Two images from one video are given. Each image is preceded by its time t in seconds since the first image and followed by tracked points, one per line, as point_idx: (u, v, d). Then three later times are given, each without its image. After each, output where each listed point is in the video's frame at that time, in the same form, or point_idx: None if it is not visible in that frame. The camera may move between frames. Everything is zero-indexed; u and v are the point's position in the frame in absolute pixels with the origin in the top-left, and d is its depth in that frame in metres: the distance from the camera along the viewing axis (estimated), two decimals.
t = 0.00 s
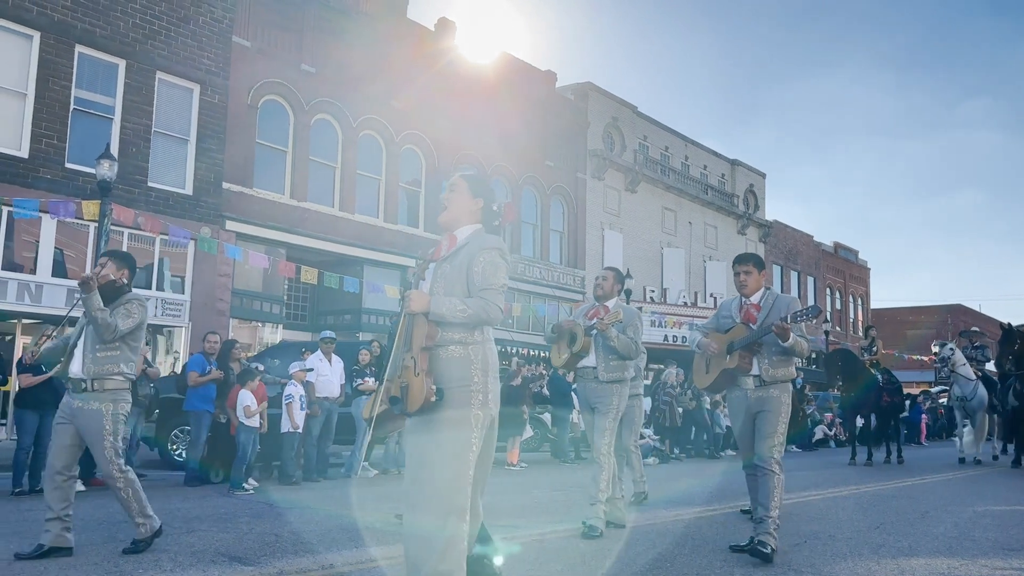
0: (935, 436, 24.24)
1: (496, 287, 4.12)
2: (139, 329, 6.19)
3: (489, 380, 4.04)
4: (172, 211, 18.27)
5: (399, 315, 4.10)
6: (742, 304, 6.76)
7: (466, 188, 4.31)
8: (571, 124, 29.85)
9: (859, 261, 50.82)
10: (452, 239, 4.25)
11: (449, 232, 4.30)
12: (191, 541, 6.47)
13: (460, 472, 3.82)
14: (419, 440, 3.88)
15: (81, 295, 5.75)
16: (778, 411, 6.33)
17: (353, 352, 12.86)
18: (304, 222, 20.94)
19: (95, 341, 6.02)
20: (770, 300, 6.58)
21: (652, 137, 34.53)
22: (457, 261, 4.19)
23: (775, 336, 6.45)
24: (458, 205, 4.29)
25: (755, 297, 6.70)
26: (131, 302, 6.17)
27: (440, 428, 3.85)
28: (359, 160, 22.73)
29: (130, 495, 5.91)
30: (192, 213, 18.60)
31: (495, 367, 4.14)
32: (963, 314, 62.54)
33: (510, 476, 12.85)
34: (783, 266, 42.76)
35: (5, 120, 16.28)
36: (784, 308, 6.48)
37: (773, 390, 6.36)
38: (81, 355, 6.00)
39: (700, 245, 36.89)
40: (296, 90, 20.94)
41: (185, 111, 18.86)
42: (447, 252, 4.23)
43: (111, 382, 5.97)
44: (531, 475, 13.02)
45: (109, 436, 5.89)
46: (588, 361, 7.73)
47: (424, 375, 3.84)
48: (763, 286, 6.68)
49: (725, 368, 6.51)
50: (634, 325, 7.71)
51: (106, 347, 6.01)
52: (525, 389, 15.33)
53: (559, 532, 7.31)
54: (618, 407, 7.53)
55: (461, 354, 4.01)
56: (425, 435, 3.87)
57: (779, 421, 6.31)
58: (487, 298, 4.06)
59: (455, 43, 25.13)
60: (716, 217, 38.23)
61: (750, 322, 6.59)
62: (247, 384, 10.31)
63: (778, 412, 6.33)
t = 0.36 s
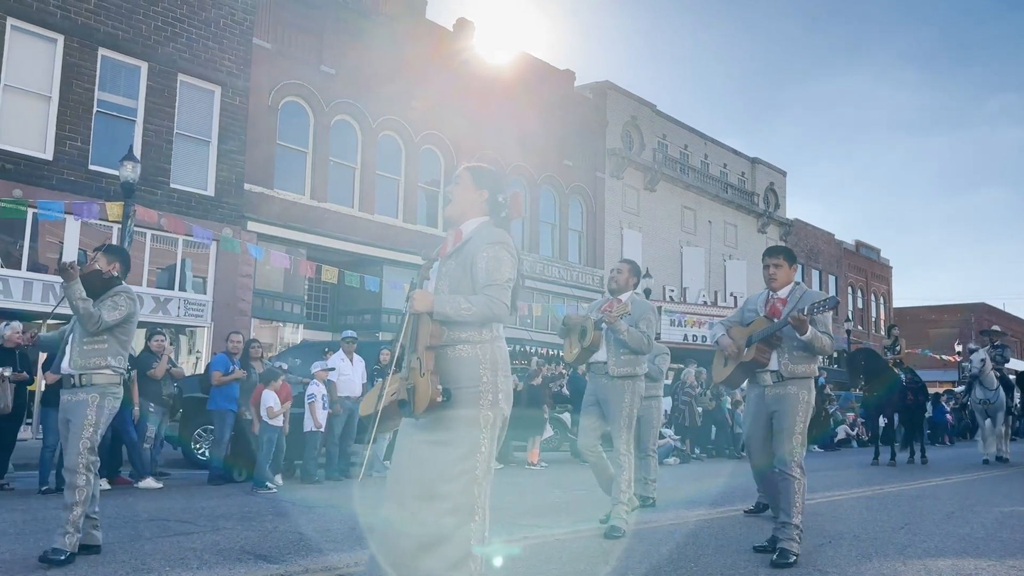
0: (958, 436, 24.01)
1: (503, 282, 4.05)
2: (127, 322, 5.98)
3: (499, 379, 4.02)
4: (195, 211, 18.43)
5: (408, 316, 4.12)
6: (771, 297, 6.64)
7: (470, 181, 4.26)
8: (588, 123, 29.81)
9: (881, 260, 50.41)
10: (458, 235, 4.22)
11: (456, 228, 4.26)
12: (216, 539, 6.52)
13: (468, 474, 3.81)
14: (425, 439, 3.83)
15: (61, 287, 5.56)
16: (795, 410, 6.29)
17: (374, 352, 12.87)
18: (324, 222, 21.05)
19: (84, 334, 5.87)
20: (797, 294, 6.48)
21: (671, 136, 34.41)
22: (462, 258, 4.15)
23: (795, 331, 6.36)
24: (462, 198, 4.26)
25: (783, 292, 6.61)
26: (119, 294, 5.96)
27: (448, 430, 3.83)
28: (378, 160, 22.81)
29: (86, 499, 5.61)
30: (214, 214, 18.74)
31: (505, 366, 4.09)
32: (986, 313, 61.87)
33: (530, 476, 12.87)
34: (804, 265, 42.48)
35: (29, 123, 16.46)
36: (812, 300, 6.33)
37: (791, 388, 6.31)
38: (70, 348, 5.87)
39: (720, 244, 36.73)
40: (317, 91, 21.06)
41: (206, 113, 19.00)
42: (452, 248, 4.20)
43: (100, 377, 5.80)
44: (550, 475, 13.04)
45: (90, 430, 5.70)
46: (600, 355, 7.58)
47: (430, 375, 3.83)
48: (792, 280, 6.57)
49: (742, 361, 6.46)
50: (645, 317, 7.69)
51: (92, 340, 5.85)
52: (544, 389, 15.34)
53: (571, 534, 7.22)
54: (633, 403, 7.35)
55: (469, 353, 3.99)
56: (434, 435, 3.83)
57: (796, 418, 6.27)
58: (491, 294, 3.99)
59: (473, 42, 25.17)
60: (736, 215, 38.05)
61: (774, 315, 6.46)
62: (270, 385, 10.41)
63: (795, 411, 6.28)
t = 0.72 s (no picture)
0: (982, 437, 23.78)
1: (507, 281, 4.06)
2: (119, 324, 5.89)
3: (503, 380, 4.02)
4: (217, 213, 18.57)
5: (408, 320, 4.07)
6: (793, 294, 6.58)
7: (465, 178, 4.24)
8: (606, 123, 29.76)
9: (903, 259, 49.97)
10: (456, 234, 4.21)
11: (453, 227, 4.24)
12: (240, 537, 6.58)
13: (476, 477, 3.79)
14: (430, 442, 3.87)
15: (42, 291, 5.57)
16: (820, 412, 6.20)
17: (393, 351, 12.92)
18: (344, 223, 21.16)
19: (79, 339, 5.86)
20: (820, 290, 6.42)
21: (690, 135, 34.28)
22: (463, 256, 4.15)
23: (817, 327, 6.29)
24: (457, 196, 4.25)
25: (805, 288, 6.53)
26: (112, 296, 5.89)
27: (457, 431, 3.85)
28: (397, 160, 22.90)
29: (65, 502, 5.48)
30: (235, 215, 18.88)
31: (508, 365, 4.10)
32: (1011, 311, 61.17)
33: (550, 476, 12.89)
34: (825, 264, 42.19)
35: (54, 125, 16.66)
36: (835, 295, 6.28)
37: (815, 389, 6.23)
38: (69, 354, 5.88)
39: (739, 243, 36.57)
40: (336, 92, 21.17)
41: (228, 115, 19.14)
42: (452, 247, 4.19)
43: (92, 380, 5.74)
44: (570, 475, 13.05)
45: (75, 432, 5.62)
46: (608, 356, 7.51)
47: (438, 379, 3.80)
48: (814, 275, 6.50)
49: (763, 360, 6.34)
50: (648, 313, 7.43)
51: (85, 343, 5.82)
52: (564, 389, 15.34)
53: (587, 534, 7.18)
54: (645, 403, 7.26)
55: (472, 355, 3.99)
56: (441, 437, 3.86)
57: (822, 421, 6.19)
58: (494, 293, 4.00)
59: (491, 43, 25.19)
60: (756, 214, 37.88)
61: (796, 312, 6.40)
62: (294, 385, 10.49)
63: (819, 413, 6.19)
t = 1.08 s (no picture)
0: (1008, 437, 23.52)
1: (496, 278, 4.03)
2: (115, 325, 5.73)
3: (486, 379, 3.95)
4: (239, 214, 18.71)
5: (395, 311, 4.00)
6: (806, 292, 6.52)
7: (455, 173, 4.18)
8: (625, 122, 29.69)
9: (927, 257, 49.52)
10: (445, 228, 4.10)
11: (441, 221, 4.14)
12: (265, 537, 6.62)
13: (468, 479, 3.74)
14: (412, 436, 3.82)
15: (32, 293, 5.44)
16: (840, 414, 6.13)
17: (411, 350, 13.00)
18: (365, 223, 21.24)
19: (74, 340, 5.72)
20: (835, 289, 6.36)
21: (711, 133, 34.11)
22: (453, 250, 4.08)
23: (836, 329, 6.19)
24: (447, 189, 4.16)
25: (820, 287, 6.46)
26: (107, 296, 5.72)
27: (444, 428, 3.79)
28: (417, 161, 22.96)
29: (82, 506, 5.46)
30: (257, 216, 19.01)
31: (493, 366, 4.06)
32: None
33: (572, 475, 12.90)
34: (847, 262, 41.89)
35: (79, 128, 16.83)
36: (851, 296, 6.25)
37: (836, 392, 6.14)
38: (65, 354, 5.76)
39: (761, 241, 36.37)
40: (356, 94, 21.27)
41: (249, 117, 19.27)
42: (441, 241, 4.08)
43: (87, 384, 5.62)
44: (591, 475, 13.05)
45: (72, 436, 5.51)
46: (602, 352, 7.22)
47: (424, 372, 3.73)
48: (826, 273, 6.45)
49: (781, 362, 6.23)
50: (646, 309, 7.33)
51: (80, 345, 5.67)
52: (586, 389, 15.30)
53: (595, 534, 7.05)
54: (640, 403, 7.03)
55: (457, 354, 3.93)
56: (425, 432, 3.80)
57: (842, 424, 6.13)
58: (485, 288, 3.97)
59: (510, 42, 25.21)
60: (778, 212, 37.67)
61: (813, 311, 6.35)
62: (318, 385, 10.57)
63: (840, 415, 6.13)
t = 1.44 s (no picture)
0: None
1: (500, 278, 4.06)
2: (127, 317, 5.75)
3: (484, 377, 3.95)
4: (260, 215, 18.83)
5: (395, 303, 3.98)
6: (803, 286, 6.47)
7: (457, 171, 4.19)
8: (644, 120, 29.62)
9: (950, 255, 49.03)
10: (445, 226, 4.09)
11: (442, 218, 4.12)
12: (288, 536, 6.67)
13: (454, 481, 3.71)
14: (408, 435, 3.81)
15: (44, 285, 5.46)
16: (842, 412, 6.03)
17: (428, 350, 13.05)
18: (384, 223, 21.32)
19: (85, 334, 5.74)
20: (832, 282, 6.30)
21: (731, 131, 33.94)
22: (455, 249, 4.08)
23: (838, 322, 6.16)
24: (449, 188, 4.17)
25: (816, 280, 6.42)
26: (119, 288, 5.75)
27: (433, 424, 3.76)
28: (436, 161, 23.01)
29: (111, 505, 5.52)
30: (278, 217, 19.13)
31: (493, 364, 4.07)
32: None
33: (592, 475, 12.89)
34: (869, 261, 41.56)
35: (102, 131, 17.02)
36: (850, 287, 6.18)
37: (836, 389, 6.04)
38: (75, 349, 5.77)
39: (782, 240, 36.14)
40: (375, 95, 21.36)
41: (270, 119, 19.40)
42: (441, 238, 4.08)
43: (101, 377, 5.64)
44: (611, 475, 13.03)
45: (93, 437, 5.54)
46: (612, 351, 7.24)
47: (423, 368, 3.70)
48: (824, 267, 6.41)
49: (779, 355, 6.17)
50: (655, 308, 7.33)
51: (93, 338, 5.69)
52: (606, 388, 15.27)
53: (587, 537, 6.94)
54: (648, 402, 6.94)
55: (458, 349, 3.92)
56: (415, 428, 3.79)
57: (845, 424, 6.02)
58: (489, 287, 3.98)
59: (528, 42, 25.23)
60: (799, 211, 37.43)
61: (811, 304, 6.27)
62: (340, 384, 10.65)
63: (843, 413, 6.03)
